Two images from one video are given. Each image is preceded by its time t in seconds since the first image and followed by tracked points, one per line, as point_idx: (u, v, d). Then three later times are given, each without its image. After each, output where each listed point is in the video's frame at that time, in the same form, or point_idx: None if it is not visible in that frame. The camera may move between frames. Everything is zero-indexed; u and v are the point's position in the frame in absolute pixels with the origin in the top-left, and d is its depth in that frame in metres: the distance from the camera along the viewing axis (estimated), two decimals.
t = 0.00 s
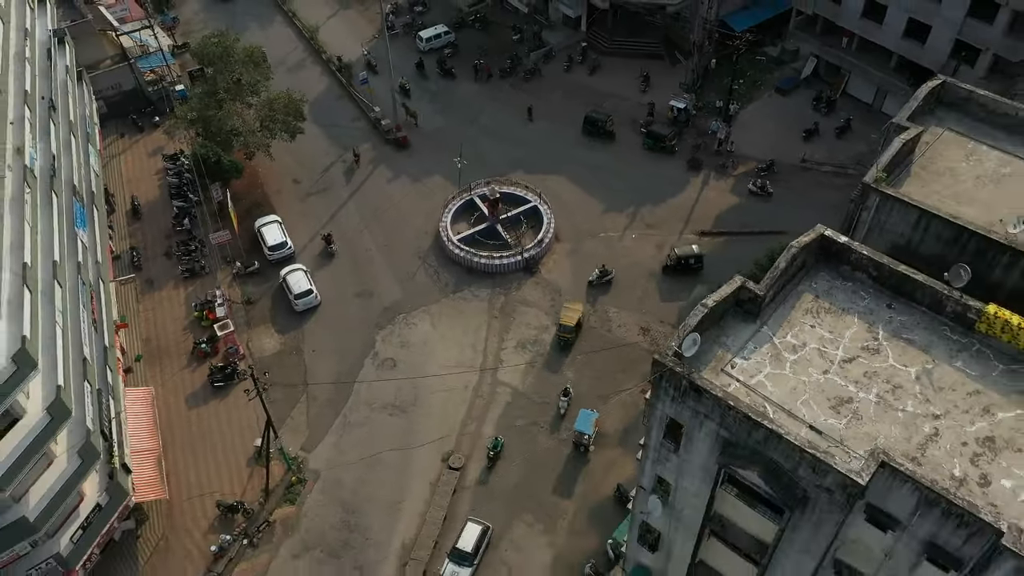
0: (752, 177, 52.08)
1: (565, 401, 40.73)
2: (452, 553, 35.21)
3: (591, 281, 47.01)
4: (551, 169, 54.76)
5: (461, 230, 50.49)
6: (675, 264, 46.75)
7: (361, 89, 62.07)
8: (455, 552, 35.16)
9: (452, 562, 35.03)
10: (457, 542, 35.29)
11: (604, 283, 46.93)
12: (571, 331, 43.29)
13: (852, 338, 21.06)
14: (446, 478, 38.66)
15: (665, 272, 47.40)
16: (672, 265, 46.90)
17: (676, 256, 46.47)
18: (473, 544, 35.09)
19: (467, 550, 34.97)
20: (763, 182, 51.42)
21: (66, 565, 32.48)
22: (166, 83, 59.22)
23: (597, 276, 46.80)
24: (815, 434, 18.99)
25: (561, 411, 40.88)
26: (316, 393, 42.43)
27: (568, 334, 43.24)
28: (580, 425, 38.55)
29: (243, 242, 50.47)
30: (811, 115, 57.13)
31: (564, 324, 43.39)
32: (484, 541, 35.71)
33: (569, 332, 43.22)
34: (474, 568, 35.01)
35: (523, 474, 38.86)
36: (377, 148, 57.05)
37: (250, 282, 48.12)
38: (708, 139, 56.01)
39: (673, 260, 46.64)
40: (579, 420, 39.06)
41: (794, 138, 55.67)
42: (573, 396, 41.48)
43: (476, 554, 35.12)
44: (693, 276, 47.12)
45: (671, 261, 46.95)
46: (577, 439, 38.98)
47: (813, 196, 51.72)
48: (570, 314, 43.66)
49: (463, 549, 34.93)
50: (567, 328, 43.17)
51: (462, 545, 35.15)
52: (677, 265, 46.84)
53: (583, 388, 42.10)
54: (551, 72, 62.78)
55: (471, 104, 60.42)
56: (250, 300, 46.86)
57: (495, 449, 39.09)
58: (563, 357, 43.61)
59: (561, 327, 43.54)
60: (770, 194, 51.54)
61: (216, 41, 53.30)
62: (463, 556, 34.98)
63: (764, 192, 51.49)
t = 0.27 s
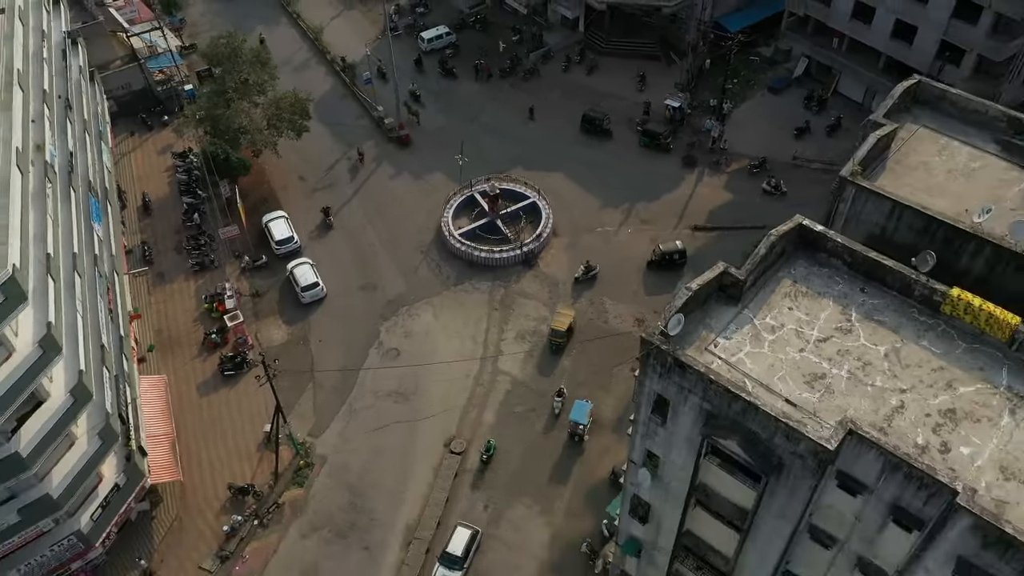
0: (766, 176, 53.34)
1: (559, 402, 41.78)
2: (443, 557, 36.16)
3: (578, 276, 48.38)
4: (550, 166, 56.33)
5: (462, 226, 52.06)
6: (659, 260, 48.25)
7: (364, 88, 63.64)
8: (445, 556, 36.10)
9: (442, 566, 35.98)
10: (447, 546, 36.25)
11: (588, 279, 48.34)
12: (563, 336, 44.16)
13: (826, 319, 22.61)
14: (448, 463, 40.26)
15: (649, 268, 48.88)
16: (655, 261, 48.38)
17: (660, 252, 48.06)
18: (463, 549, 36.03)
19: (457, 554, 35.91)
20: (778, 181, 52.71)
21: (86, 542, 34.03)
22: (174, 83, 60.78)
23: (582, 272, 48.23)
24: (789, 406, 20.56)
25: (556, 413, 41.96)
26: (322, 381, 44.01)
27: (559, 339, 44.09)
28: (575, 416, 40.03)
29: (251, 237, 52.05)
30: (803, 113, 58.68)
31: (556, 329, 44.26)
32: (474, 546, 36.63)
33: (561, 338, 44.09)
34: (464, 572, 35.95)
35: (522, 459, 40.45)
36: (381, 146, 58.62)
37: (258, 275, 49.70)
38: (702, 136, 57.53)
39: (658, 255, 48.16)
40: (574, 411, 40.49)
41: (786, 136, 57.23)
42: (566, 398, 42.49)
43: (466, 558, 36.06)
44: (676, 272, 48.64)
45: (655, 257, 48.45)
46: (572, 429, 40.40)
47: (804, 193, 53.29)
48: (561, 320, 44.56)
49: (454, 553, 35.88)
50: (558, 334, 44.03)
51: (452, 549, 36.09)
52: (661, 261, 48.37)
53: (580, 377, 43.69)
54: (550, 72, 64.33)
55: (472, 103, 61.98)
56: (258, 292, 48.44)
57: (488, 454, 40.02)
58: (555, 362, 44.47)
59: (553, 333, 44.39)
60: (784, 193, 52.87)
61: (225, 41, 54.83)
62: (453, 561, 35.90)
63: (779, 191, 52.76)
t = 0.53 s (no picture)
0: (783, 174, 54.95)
1: (552, 399, 43.18)
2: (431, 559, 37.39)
3: (561, 272, 50.08)
4: (548, 162, 58.32)
5: (463, 220, 54.01)
6: (641, 255, 50.01)
7: (368, 88, 65.65)
8: (434, 559, 37.33)
9: (431, 568, 37.20)
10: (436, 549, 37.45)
11: (571, 274, 50.05)
12: (553, 341, 45.44)
13: (799, 299, 24.59)
14: (450, 444, 42.28)
15: (631, 263, 50.63)
16: (637, 256, 50.12)
17: (643, 247, 49.79)
18: (451, 552, 37.23)
19: (445, 557, 37.10)
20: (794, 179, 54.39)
21: (108, 516, 35.98)
22: (185, 82, 62.79)
23: (566, 267, 49.95)
24: (762, 377, 22.55)
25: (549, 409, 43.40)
26: (329, 367, 46.00)
27: (549, 345, 45.40)
28: (568, 404, 41.92)
29: (260, 231, 54.03)
30: (793, 112, 60.65)
31: (546, 334, 45.55)
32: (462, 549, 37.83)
33: (552, 342, 45.37)
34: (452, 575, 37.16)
35: (521, 441, 42.44)
36: (384, 143, 60.60)
37: (267, 267, 51.68)
38: (695, 134, 59.45)
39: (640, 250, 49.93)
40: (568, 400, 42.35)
41: (776, 133, 59.20)
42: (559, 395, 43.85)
43: (454, 562, 37.25)
44: (657, 266, 50.55)
45: (637, 251, 50.18)
46: (566, 417, 42.25)
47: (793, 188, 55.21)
48: (551, 326, 45.79)
49: (442, 556, 37.08)
50: (549, 339, 45.35)
51: (441, 552, 37.28)
52: (643, 255, 50.15)
53: (575, 363, 45.68)
54: (548, 72, 66.30)
55: (473, 102, 63.99)
56: (267, 284, 50.47)
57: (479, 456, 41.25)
58: (545, 366, 45.66)
59: (543, 339, 45.62)
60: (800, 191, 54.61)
61: (235, 42, 56.74)
62: (441, 563, 37.11)
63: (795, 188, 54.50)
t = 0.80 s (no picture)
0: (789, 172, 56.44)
1: (543, 397, 44.57)
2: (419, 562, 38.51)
3: (545, 267, 51.95)
4: (546, 158, 60.33)
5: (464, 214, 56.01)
6: (624, 249, 52.02)
7: (372, 86, 67.66)
8: (421, 562, 38.42)
9: (418, 571, 38.31)
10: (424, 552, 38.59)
11: (555, 269, 51.91)
12: (542, 347, 46.47)
13: (775, 280, 26.60)
14: (451, 426, 44.30)
15: (614, 257, 52.64)
16: (620, 250, 52.15)
17: (626, 241, 51.87)
18: (437, 555, 38.35)
19: (432, 560, 38.22)
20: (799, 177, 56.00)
21: (129, 491, 38.02)
22: (193, 82, 64.89)
23: (549, 263, 51.76)
24: (738, 350, 24.57)
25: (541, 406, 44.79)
26: (336, 354, 48.06)
27: (539, 350, 46.43)
28: (562, 393, 43.70)
29: (267, 225, 56.07)
30: (783, 109, 62.61)
31: (535, 340, 46.52)
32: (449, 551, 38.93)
33: (541, 348, 46.40)
34: None
35: (519, 423, 44.47)
36: (388, 140, 62.61)
37: (275, 259, 53.69)
38: (688, 131, 61.41)
39: (623, 245, 51.95)
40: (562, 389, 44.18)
41: (767, 130, 61.18)
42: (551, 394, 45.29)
43: (441, 563, 38.37)
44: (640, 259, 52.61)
45: (620, 245, 52.18)
46: (560, 406, 44.11)
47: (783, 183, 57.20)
48: (541, 331, 46.82)
49: (429, 559, 38.11)
50: (538, 345, 46.37)
51: (428, 555, 38.40)
52: (626, 249, 52.16)
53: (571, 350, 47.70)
54: (546, 71, 68.30)
55: (473, 100, 66.00)
56: (275, 275, 52.50)
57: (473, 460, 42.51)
58: (535, 370, 46.86)
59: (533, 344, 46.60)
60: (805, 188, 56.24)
61: (243, 43, 58.63)
62: (428, 566, 38.22)
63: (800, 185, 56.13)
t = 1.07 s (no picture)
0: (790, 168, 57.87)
1: (537, 392, 45.91)
2: (409, 564, 39.37)
3: (532, 260, 53.57)
4: (544, 154, 62.05)
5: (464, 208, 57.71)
6: (611, 243, 53.52)
7: (375, 85, 69.38)
8: (412, 563, 39.28)
9: (409, 572, 39.18)
10: (414, 554, 39.44)
11: (541, 263, 53.45)
12: (533, 350, 47.47)
13: (757, 265, 28.30)
14: (452, 411, 46.02)
15: (600, 251, 54.24)
16: (607, 244, 53.68)
17: (612, 237, 53.32)
18: (427, 556, 39.21)
19: (422, 561, 39.07)
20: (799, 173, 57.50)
21: (144, 470, 39.76)
22: (200, 80, 66.61)
23: (536, 257, 53.34)
24: (721, 329, 26.28)
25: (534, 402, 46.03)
26: (341, 342, 49.79)
27: (530, 352, 47.44)
28: (557, 383, 45.23)
29: (274, 219, 57.79)
30: (775, 107, 64.29)
31: (527, 343, 47.48)
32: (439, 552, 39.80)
33: (532, 351, 47.37)
34: None
35: (517, 409, 46.17)
36: (390, 137, 64.30)
37: (282, 251, 55.40)
38: (682, 128, 63.12)
39: (609, 240, 53.50)
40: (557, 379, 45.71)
41: (759, 127, 62.88)
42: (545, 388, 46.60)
43: (431, 564, 39.25)
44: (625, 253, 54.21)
45: (606, 241, 53.76)
46: (555, 395, 45.59)
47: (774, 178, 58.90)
48: (532, 334, 47.84)
49: (419, 560, 39.01)
50: (529, 347, 47.36)
51: (418, 557, 39.25)
52: (611, 244, 53.70)
53: (568, 339, 49.40)
54: (544, 70, 70.00)
55: (473, 98, 67.70)
56: (282, 267, 54.22)
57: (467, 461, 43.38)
58: (527, 372, 47.94)
59: (524, 347, 47.57)
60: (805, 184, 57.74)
61: (249, 42, 60.11)
62: (418, 567, 39.07)
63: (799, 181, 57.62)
